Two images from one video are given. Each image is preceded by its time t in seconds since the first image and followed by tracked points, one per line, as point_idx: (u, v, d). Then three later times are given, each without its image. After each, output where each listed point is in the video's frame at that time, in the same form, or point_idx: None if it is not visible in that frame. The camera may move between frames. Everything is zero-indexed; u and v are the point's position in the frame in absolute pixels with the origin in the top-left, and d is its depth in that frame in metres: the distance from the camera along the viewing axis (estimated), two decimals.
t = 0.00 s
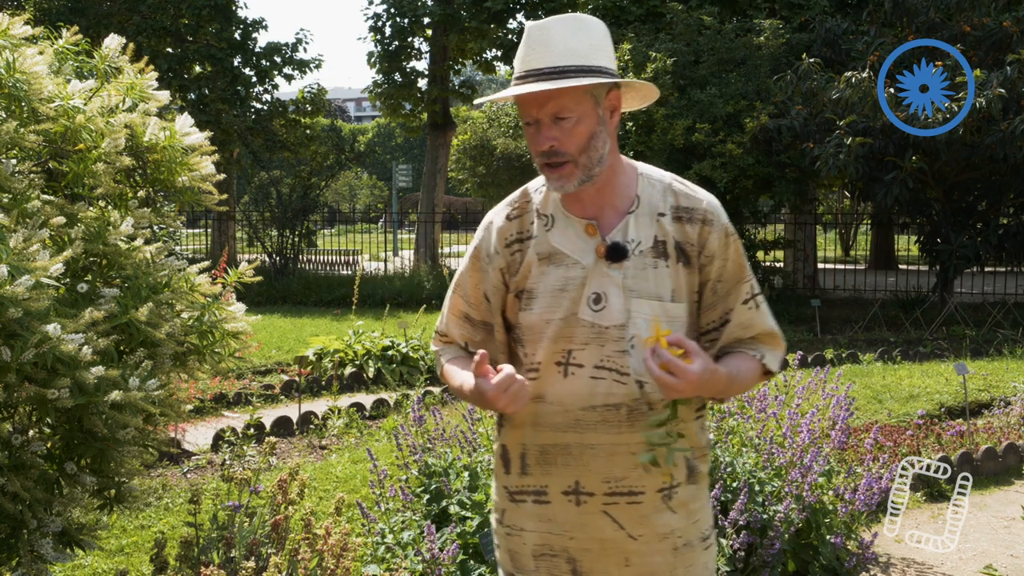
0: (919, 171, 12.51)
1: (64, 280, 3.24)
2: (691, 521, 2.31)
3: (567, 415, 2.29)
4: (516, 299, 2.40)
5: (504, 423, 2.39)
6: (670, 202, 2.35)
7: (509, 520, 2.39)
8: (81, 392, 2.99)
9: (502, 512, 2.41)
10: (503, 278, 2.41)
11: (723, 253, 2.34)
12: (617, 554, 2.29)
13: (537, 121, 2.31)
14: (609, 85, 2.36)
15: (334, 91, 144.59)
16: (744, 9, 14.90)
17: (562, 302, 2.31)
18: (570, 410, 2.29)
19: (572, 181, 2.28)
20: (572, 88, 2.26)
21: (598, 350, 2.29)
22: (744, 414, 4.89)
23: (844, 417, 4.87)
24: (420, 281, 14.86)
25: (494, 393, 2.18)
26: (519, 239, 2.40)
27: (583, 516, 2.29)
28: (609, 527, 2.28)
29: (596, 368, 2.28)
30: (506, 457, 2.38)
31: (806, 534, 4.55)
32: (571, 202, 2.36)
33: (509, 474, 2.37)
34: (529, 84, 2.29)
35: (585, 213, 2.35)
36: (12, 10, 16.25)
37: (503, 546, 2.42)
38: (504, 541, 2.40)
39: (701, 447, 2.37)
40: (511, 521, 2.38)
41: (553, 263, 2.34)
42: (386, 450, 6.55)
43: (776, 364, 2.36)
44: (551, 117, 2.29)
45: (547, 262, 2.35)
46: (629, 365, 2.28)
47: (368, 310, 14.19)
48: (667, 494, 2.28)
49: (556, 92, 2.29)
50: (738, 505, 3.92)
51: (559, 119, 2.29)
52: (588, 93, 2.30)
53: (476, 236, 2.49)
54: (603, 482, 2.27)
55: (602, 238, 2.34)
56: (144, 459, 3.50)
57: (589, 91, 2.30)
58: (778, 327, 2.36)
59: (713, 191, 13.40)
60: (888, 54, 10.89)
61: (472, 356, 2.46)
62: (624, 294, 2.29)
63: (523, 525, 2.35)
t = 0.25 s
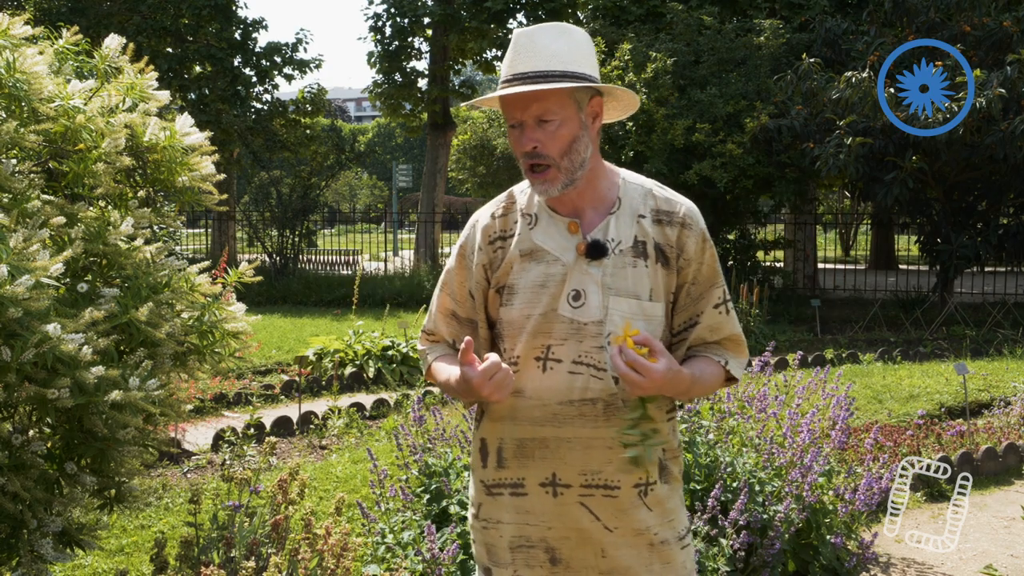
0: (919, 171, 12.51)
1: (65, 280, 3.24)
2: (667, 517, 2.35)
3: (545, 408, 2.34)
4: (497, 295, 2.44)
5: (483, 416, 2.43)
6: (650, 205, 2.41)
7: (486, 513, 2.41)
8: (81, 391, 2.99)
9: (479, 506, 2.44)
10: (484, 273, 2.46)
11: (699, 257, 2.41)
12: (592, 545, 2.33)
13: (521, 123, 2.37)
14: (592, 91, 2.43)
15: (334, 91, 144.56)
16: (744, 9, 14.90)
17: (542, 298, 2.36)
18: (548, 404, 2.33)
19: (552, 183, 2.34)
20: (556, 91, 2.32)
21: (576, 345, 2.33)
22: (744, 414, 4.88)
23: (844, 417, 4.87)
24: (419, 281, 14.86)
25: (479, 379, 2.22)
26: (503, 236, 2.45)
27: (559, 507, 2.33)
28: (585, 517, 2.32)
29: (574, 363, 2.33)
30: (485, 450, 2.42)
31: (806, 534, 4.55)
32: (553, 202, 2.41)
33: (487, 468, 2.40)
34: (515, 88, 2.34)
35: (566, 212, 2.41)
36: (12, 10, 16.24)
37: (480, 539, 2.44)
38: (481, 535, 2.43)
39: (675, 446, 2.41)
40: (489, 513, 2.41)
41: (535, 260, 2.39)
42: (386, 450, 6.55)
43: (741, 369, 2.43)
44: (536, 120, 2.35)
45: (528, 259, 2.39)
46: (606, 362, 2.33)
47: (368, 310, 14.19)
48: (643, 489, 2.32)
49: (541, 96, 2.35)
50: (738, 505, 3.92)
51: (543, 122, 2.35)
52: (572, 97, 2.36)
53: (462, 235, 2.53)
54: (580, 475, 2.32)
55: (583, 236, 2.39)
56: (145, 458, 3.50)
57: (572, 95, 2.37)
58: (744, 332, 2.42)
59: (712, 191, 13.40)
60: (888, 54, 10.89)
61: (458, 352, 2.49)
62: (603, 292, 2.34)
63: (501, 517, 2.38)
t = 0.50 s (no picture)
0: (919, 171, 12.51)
1: (65, 280, 3.23)
2: (658, 510, 2.34)
3: (539, 401, 2.32)
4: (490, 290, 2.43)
5: (476, 411, 2.41)
6: (641, 201, 2.41)
7: (479, 508, 2.39)
8: (81, 391, 2.99)
9: (471, 501, 2.41)
10: (477, 270, 2.45)
11: (690, 252, 2.41)
12: (584, 537, 2.32)
13: (517, 118, 2.37)
14: (583, 89, 2.44)
15: (334, 91, 144.61)
16: (744, 8, 14.90)
17: (535, 292, 2.35)
18: (541, 396, 2.32)
19: (547, 174, 2.33)
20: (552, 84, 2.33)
21: (569, 338, 2.32)
22: (744, 414, 4.88)
23: (844, 417, 4.87)
24: (420, 281, 14.87)
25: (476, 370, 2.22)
26: (496, 234, 2.44)
27: (552, 500, 2.32)
28: (577, 510, 2.32)
29: (567, 356, 2.32)
30: (479, 444, 2.40)
31: (807, 534, 4.55)
32: (545, 199, 2.41)
33: (480, 461, 2.39)
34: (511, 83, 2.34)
35: (558, 209, 2.40)
36: (12, 10, 16.24)
37: (473, 534, 2.41)
38: (473, 530, 2.40)
39: (665, 440, 2.41)
40: (481, 508, 2.38)
41: (527, 255, 2.38)
42: (386, 450, 6.55)
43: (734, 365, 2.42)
44: (532, 114, 2.35)
45: (521, 254, 2.38)
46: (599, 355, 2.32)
47: (368, 309, 14.19)
48: (635, 482, 2.32)
49: (537, 89, 2.35)
50: (738, 505, 3.91)
51: (538, 116, 2.35)
52: (565, 92, 2.37)
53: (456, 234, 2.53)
54: (573, 467, 2.31)
55: (575, 232, 2.38)
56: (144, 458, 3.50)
57: (565, 89, 2.38)
58: (735, 326, 2.41)
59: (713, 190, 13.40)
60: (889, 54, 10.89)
61: (454, 348, 2.48)
62: (595, 286, 2.33)
63: (493, 511, 2.36)
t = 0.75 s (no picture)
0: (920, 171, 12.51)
1: (65, 280, 3.23)
2: (653, 506, 2.33)
3: (537, 397, 2.32)
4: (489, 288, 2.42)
5: (476, 408, 2.41)
6: (636, 198, 2.40)
7: (477, 505, 2.38)
8: (82, 391, 2.99)
9: (469, 498, 2.41)
10: (477, 268, 2.45)
11: (686, 249, 2.40)
12: (579, 534, 2.31)
13: (528, 104, 2.40)
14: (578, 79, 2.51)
15: (334, 91, 144.65)
16: (745, 8, 14.90)
17: (534, 288, 2.35)
18: (540, 392, 2.32)
19: (567, 154, 2.33)
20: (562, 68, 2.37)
21: (568, 333, 2.32)
22: (745, 413, 4.87)
23: (844, 416, 4.85)
24: (420, 280, 14.87)
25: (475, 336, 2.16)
26: (494, 233, 2.44)
27: (549, 496, 2.31)
28: (574, 507, 2.30)
29: (565, 351, 2.31)
30: (476, 441, 2.39)
31: (807, 533, 4.55)
32: (545, 194, 2.41)
33: (478, 458, 2.38)
34: (523, 66, 2.37)
35: (557, 205, 2.40)
36: (13, 10, 16.24)
37: (470, 532, 2.40)
38: (470, 527, 2.40)
39: (662, 437, 2.40)
40: (479, 505, 2.38)
41: (526, 252, 2.38)
42: (386, 450, 6.56)
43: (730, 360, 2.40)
44: (544, 96, 2.38)
45: (520, 251, 2.38)
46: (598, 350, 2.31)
47: (369, 309, 14.19)
48: (631, 478, 2.31)
49: (545, 74, 2.40)
50: (738, 505, 3.91)
51: (550, 100, 2.39)
52: (568, 79, 2.43)
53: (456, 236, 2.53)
54: (570, 463, 2.30)
55: (573, 229, 2.38)
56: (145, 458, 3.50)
57: (568, 77, 2.44)
58: (727, 321, 2.39)
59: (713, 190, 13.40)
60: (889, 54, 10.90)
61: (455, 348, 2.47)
62: (594, 282, 2.33)
63: (491, 509, 2.36)
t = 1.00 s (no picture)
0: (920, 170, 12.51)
1: (66, 279, 3.23)
2: (653, 501, 2.33)
3: (539, 394, 2.31)
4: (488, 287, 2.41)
5: (476, 406, 2.39)
6: (632, 196, 2.41)
7: (478, 504, 2.37)
8: (82, 390, 3.00)
9: (470, 498, 2.39)
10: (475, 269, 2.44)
11: (681, 245, 2.42)
12: (581, 531, 2.30)
13: (538, 100, 2.39)
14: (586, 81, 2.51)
15: (335, 90, 144.68)
16: (745, 7, 14.89)
17: (534, 285, 2.34)
18: (542, 388, 2.30)
19: (571, 157, 2.33)
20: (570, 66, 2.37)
21: (569, 330, 2.31)
22: (745, 412, 4.87)
23: (844, 415, 4.84)
24: (420, 279, 14.88)
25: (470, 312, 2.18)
26: (492, 234, 2.43)
27: (551, 493, 2.30)
28: (576, 504, 2.29)
29: (567, 348, 2.31)
30: (477, 439, 2.37)
31: (807, 533, 4.56)
32: (545, 192, 2.40)
33: (478, 457, 2.36)
34: (536, 62, 2.36)
35: (555, 204, 2.39)
36: (13, 9, 16.24)
37: (471, 531, 2.39)
38: (472, 527, 2.38)
39: (661, 432, 2.40)
40: (481, 504, 2.36)
41: (526, 251, 2.37)
42: (387, 449, 6.56)
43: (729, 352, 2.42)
44: (554, 94, 2.38)
45: (520, 251, 2.38)
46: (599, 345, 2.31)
47: (369, 308, 14.20)
48: (632, 473, 2.31)
49: (554, 73, 2.40)
50: (739, 505, 3.91)
51: (559, 99, 2.38)
52: (577, 80, 2.43)
53: (454, 238, 2.52)
54: (572, 459, 2.29)
55: (571, 227, 2.38)
56: (146, 457, 3.51)
57: (577, 78, 2.43)
58: (724, 315, 2.41)
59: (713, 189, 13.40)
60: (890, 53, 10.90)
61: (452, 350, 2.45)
62: (594, 279, 2.33)
63: (492, 507, 2.34)
